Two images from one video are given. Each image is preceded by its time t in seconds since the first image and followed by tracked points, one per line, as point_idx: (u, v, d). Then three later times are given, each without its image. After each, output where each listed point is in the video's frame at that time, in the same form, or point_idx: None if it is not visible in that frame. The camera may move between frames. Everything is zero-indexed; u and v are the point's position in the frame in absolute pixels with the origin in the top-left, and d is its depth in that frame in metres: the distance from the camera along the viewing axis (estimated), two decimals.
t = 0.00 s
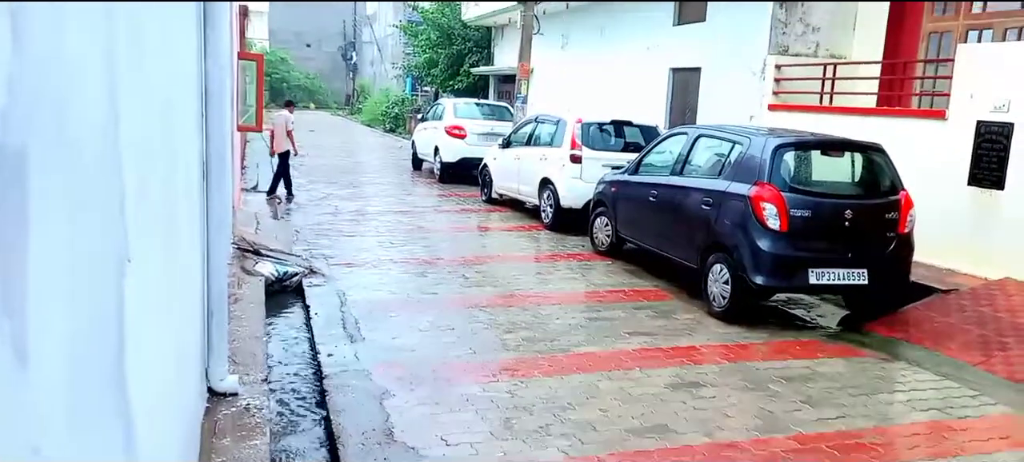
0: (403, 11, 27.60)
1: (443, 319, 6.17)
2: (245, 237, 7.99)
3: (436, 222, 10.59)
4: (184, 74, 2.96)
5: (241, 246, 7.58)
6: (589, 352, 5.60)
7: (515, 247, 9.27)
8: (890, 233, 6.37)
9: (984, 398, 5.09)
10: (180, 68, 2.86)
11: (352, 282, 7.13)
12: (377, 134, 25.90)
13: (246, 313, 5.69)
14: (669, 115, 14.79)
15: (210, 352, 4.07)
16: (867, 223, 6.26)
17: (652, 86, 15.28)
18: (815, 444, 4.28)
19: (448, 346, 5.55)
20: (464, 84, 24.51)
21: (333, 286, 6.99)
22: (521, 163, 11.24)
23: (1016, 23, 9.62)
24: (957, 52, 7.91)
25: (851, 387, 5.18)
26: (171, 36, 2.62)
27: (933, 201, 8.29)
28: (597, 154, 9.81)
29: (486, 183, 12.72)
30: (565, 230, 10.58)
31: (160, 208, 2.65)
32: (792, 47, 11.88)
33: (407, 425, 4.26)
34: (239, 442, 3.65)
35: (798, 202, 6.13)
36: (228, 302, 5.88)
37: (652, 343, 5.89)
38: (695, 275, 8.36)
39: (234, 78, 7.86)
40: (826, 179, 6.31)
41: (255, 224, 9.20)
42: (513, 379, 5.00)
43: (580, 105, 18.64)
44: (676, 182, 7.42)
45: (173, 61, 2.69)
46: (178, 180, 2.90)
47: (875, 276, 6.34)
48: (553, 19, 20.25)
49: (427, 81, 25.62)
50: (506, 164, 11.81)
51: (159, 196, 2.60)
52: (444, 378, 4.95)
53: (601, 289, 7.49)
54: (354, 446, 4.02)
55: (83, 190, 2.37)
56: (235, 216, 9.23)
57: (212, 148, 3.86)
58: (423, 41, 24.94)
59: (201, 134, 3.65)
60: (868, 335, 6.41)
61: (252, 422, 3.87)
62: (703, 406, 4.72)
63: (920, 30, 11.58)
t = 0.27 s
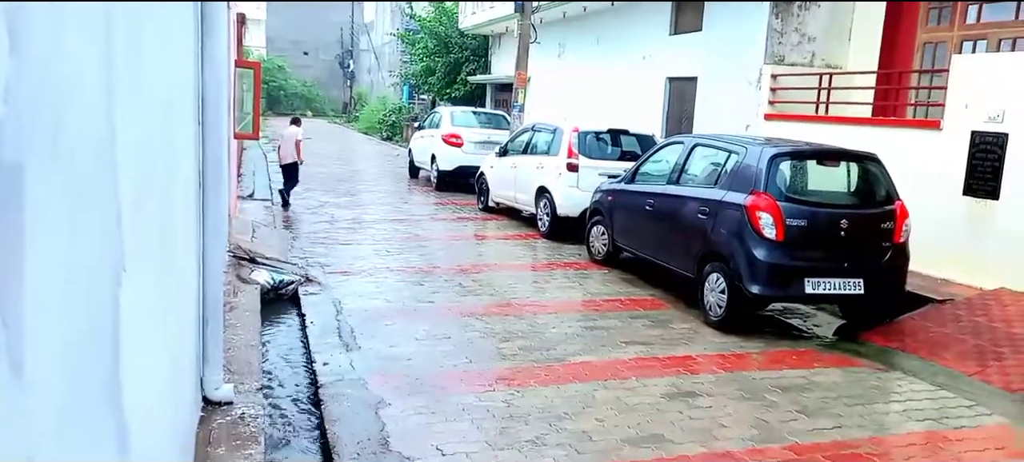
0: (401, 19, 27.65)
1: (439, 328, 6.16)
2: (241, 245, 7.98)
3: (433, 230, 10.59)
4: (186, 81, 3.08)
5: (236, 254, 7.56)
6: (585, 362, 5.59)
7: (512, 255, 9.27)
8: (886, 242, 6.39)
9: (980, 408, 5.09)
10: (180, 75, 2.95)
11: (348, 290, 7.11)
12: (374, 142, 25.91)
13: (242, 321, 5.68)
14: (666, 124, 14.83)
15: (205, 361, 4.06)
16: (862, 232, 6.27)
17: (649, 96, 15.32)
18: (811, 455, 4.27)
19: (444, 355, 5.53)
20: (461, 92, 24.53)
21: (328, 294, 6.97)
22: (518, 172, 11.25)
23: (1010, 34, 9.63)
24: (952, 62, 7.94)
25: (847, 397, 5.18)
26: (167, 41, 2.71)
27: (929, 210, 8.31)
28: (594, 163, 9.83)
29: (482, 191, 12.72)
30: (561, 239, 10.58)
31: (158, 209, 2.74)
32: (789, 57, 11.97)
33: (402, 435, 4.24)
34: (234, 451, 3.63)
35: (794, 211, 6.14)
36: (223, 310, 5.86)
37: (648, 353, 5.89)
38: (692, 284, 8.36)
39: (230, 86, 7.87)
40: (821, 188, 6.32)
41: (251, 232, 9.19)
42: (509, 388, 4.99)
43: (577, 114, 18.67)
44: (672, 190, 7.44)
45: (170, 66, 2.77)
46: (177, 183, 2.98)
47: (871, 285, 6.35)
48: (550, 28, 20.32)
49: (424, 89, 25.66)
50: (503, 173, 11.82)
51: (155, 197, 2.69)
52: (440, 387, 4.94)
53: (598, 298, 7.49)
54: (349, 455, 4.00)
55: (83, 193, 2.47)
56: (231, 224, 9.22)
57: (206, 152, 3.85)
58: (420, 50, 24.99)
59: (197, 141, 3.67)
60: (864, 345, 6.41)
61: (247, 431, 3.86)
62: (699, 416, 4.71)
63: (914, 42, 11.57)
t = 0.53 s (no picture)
0: (390, 35, 27.75)
1: (431, 343, 6.14)
2: (232, 263, 7.95)
3: (425, 244, 10.57)
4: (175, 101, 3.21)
5: (227, 272, 7.54)
6: (579, 375, 5.58)
7: (504, 269, 9.27)
8: (876, 251, 6.42)
9: (973, 416, 5.11)
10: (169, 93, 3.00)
11: (340, 306, 7.09)
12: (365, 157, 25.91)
13: (233, 339, 5.66)
14: (655, 136, 14.90)
15: (197, 380, 4.05)
16: (852, 241, 6.31)
17: (638, 108, 15.39)
18: None
19: (437, 370, 5.51)
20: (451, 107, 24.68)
21: (320, 310, 6.95)
22: (509, 185, 11.26)
23: (996, 44, 9.83)
24: (937, 73, 8.02)
25: (840, 406, 5.19)
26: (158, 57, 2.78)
27: (917, 218, 8.36)
28: (585, 176, 9.85)
29: (474, 205, 12.73)
30: (553, 251, 10.59)
31: (150, 220, 2.83)
32: (776, 68, 12.07)
33: (395, 452, 4.22)
34: None
35: (784, 222, 6.17)
36: (214, 328, 5.84)
37: (642, 365, 5.88)
38: (684, 295, 8.37)
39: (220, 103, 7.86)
40: (810, 198, 6.37)
41: (242, 249, 9.16)
42: (503, 403, 4.98)
43: (567, 127, 18.73)
44: (663, 202, 7.47)
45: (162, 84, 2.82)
46: (170, 197, 3.06)
47: (862, 294, 6.38)
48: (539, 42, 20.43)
49: (414, 104, 25.71)
50: (494, 187, 11.83)
51: (147, 207, 2.79)
52: (433, 403, 4.92)
53: (591, 311, 7.49)
54: None
55: (73, 204, 2.62)
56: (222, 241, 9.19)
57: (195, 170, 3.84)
58: (410, 65, 25.05)
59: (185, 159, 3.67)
60: (856, 354, 6.43)
61: (239, 451, 3.84)
62: (694, 427, 4.71)
63: (900, 52, 11.66)
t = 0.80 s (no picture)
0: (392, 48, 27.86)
1: (430, 355, 6.13)
2: (231, 274, 7.95)
3: (424, 257, 10.57)
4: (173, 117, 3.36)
5: (226, 283, 7.54)
6: (577, 388, 5.57)
7: (504, 282, 9.26)
8: (875, 266, 6.43)
9: (972, 431, 5.10)
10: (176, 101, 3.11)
11: (339, 319, 7.08)
12: (365, 169, 25.95)
13: (231, 351, 5.66)
14: (655, 150, 14.94)
15: (194, 391, 4.04)
16: (851, 256, 6.31)
17: (638, 122, 15.44)
18: None
19: (435, 383, 5.51)
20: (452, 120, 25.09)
21: (319, 322, 6.94)
22: (509, 198, 11.27)
23: (994, 60, 9.88)
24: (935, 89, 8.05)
25: (839, 421, 5.18)
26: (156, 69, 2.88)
27: (916, 233, 8.37)
28: (584, 189, 9.87)
29: (474, 217, 12.74)
30: (553, 264, 10.59)
31: (148, 229, 2.98)
32: (774, 83, 12.18)
33: None
34: None
35: (784, 236, 6.18)
36: (213, 339, 5.84)
37: (641, 379, 5.87)
38: (683, 309, 8.37)
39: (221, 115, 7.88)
40: (810, 213, 6.38)
41: (241, 261, 9.17)
42: (502, 416, 4.97)
43: (567, 140, 18.79)
44: (662, 216, 7.48)
45: (161, 95, 2.94)
46: (173, 201, 3.20)
47: (861, 309, 6.38)
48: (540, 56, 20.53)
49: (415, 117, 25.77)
50: (494, 199, 11.84)
51: (145, 216, 2.95)
52: (431, 416, 4.90)
53: (590, 324, 7.48)
54: None
55: (72, 212, 2.81)
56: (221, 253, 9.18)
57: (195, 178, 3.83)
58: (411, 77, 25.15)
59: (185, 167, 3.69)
60: (855, 368, 6.42)
61: None
62: (693, 442, 4.70)
63: (897, 68, 11.57)
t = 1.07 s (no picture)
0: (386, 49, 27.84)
1: (423, 357, 6.13)
2: (223, 275, 7.92)
3: (418, 259, 10.55)
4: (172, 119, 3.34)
5: (218, 284, 7.51)
6: (570, 391, 5.57)
7: (497, 284, 9.26)
8: (867, 271, 6.45)
9: (963, 436, 5.11)
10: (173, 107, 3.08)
11: (332, 320, 7.06)
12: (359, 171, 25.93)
13: (223, 352, 5.63)
14: (649, 153, 14.98)
15: (186, 393, 4.02)
16: (843, 261, 6.33)
17: (632, 125, 15.48)
18: None
19: (428, 385, 5.50)
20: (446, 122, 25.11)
21: (312, 324, 6.92)
22: (503, 201, 11.27)
23: (985, 67, 9.95)
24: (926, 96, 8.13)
25: (831, 425, 5.19)
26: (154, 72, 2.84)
27: (907, 238, 8.40)
28: (578, 192, 9.87)
29: (468, 219, 12.74)
30: (546, 267, 10.59)
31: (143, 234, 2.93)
32: (768, 88, 12.28)
33: None
34: None
35: (776, 240, 6.20)
36: (205, 341, 5.82)
37: (634, 382, 5.87)
38: (676, 312, 8.38)
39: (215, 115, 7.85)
40: (802, 217, 6.40)
41: (233, 262, 9.13)
42: (495, 418, 4.96)
43: (561, 143, 18.81)
44: (656, 219, 7.49)
45: (160, 98, 2.91)
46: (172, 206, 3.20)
47: (853, 313, 6.39)
48: (534, 58, 20.55)
49: (409, 119, 25.74)
50: (488, 202, 11.84)
51: (141, 221, 2.91)
52: (425, 418, 4.90)
53: (583, 327, 7.48)
54: None
55: (66, 214, 2.83)
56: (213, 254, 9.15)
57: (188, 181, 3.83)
58: (405, 79, 25.10)
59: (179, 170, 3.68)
60: (847, 372, 6.44)
61: None
62: (685, 445, 4.70)
63: (891, 73, 11.67)
